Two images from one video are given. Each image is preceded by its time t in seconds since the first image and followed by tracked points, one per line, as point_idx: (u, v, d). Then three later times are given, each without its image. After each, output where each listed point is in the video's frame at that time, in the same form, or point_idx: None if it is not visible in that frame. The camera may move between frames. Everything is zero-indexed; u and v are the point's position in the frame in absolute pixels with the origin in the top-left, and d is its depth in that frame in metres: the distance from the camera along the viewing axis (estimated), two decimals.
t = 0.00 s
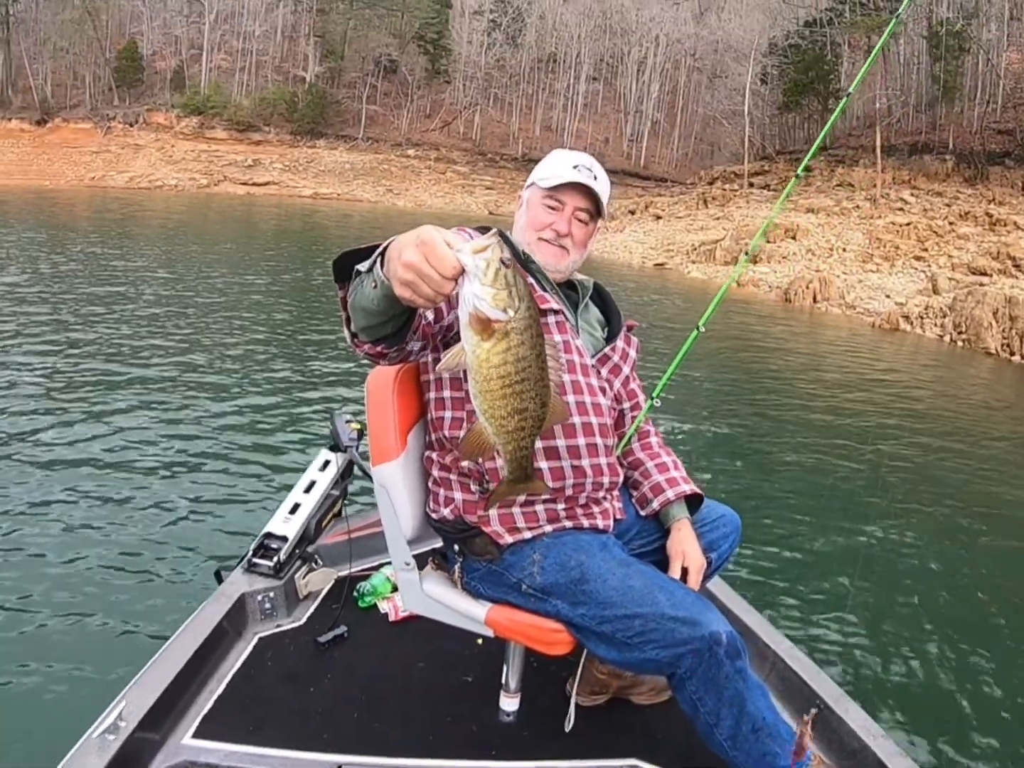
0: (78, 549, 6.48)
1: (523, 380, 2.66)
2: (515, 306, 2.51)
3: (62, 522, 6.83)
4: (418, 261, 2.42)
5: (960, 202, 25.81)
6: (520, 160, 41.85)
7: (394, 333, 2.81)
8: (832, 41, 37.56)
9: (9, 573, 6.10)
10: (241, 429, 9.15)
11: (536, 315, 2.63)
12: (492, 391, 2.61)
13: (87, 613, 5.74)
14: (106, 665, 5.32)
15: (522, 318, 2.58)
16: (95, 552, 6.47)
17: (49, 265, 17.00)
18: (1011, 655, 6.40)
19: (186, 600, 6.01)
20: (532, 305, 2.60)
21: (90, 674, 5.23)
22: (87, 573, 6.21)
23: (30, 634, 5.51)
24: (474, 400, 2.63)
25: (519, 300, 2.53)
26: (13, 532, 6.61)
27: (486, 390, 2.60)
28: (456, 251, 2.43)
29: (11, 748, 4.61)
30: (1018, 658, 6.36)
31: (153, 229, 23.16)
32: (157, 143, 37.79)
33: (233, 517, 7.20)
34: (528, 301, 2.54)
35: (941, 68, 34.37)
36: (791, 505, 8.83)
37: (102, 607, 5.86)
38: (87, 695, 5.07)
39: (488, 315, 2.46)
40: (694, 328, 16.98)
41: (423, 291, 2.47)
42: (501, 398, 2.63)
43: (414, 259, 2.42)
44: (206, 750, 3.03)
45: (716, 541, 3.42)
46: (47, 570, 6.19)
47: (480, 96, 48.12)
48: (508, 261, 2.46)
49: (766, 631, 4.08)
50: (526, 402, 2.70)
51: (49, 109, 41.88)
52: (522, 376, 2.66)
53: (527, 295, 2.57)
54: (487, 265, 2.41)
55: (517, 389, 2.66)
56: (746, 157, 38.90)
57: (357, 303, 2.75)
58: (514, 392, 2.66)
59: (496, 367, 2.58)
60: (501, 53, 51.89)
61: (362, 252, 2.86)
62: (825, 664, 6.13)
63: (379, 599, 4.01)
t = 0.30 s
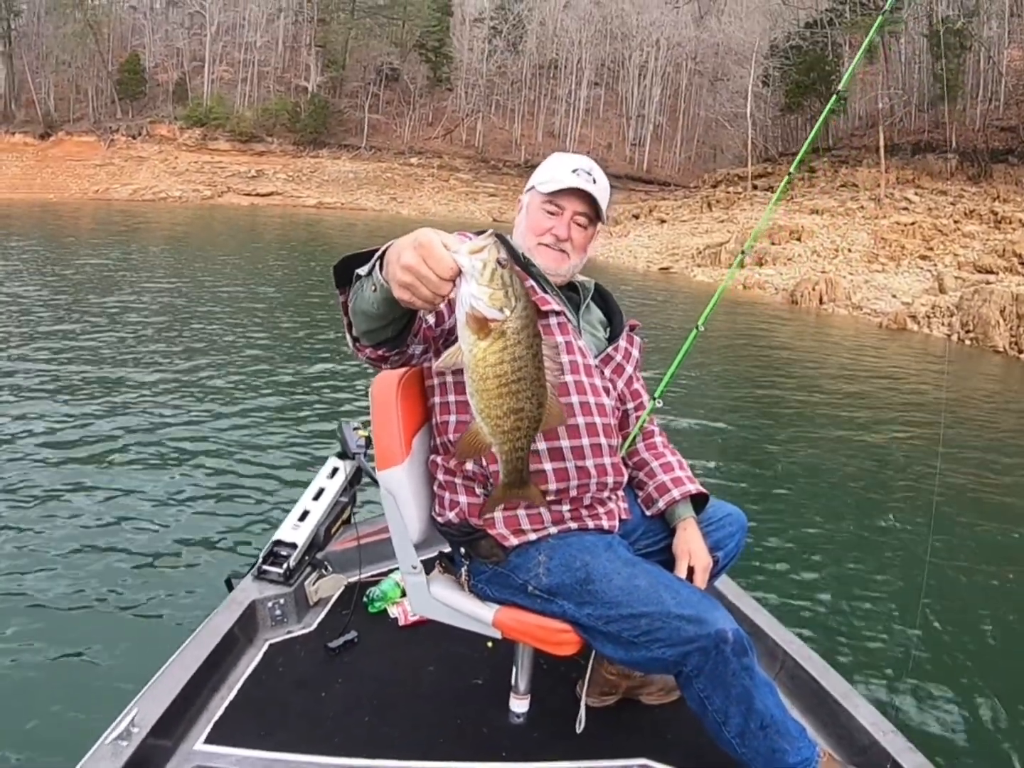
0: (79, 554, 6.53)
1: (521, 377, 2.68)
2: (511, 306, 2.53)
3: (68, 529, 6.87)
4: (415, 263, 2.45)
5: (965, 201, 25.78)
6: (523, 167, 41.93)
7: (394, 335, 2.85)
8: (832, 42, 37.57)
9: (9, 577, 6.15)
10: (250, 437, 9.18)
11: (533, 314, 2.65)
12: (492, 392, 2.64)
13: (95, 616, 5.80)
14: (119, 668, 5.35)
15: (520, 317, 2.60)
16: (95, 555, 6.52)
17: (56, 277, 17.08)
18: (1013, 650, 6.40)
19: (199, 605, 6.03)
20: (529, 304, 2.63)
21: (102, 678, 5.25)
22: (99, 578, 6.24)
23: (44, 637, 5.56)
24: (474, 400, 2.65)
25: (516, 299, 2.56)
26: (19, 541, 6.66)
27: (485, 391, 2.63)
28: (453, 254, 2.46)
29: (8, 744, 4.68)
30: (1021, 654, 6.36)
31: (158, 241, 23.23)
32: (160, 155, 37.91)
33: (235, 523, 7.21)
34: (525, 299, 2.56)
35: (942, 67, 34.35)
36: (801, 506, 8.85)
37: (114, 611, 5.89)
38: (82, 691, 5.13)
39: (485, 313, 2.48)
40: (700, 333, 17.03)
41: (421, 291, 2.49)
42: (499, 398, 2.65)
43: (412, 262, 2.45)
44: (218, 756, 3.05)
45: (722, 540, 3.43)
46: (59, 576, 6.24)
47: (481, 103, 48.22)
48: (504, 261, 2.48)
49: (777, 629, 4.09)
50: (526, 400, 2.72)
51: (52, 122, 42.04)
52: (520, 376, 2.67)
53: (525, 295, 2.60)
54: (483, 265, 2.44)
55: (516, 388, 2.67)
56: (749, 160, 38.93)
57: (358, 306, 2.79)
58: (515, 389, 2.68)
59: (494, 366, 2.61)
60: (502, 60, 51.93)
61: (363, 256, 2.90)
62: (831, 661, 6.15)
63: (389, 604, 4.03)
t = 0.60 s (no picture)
0: (85, 563, 6.56)
1: (522, 383, 2.71)
2: (511, 314, 2.56)
3: (75, 539, 6.90)
4: (415, 273, 2.48)
5: (965, 198, 25.79)
6: (522, 171, 41.98)
7: (396, 342, 2.88)
8: (829, 41, 37.60)
9: (12, 587, 6.17)
10: (255, 444, 9.21)
11: (534, 321, 2.67)
12: (494, 398, 2.66)
13: (105, 623, 5.84)
14: (129, 674, 5.39)
15: (521, 323, 2.62)
16: (99, 564, 6.56)
17: (58, 289, 17.13)
18: (1017, 646, 6.42)
19: (208, 612, 6.06)
20: (530, 311, 2.65)
21: (113, 683, 5.30)
22: (106, 587, 6.28)
23: (53, 645, 5.60)
24: (474, 407, 2.68)
25: (517, 307, 2.58)
26: (24, 551, 6.71)
27: (486, 397, 2.65)
28: (453, 263, 2.49)
29: (13, 750, 4.70)
30: None
31: (159, 250, 23.28)
32: (160, 165, 37.97)
33: (236, 530, 7.24)
34: (525, 307, 2.59)
35: (940, 64, 34.37)
36: (806, 504, 8.88)
37: (123, 618, 5.94)
38: (85, 696, 5.16)
39: (485, 323, 2.51)
40: (702, 334, 17.06)
41: (421, 300, 2.52)
42: (501, 404, 2.67)
43: (412, 271, 2.48)
44: (228, 761, 3.07)
45: (727, 539, 3.45)
46: (68, 584, 6.28)
47: (480, 108, 48.32)
48: (503, 270, 2.51)
49: (784, 627, 4.11)
50: (529, 406, 2.74)
51: (52, 134, 42.10)
52: (521, 382, 2.70)
53: (525, 304, 2.62)
54: (483, 275, 2.46)
55: (517, 394, 2.70)
56: (748, 161, 38.97)
57: (360, 314, 2.81)
58: (516, 395, 2.70)
59: (496, 373, 2.63)
60: (499, 65, 51.99)
61: (365, 266, 2.92)
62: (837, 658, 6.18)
63: (397, 608, 4.06)
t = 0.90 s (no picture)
0: (84, 570, 6.57)
1: (520, 387, 2.71)
2: (509, 319, 2.57)
3: (74, 547, 6.91)
4: (415, 278, 2.49)
5: (962, 197, 25.83)
6: (518, 177, 42.03)
7: (395, 346, 2.88)
8: (823, 42, 37.65)
9: (11, 594, 6.18)
10: (254, 451, 9.22)
11: (531, 326, 2.68)
12: (493, 403, 2.67)
13: (105, 627, 5.85)
14: (129, 676, 5.41)
15: (518, 328, 2.63)
16: (99, 570, 6.58)
17: (54, 300, 17.14)
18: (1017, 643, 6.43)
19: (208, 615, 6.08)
20: (528, 317, 2.65)
21: (113, 684, 5.32)
22: (106, 590, 6.30)
23: (52, 647, 5.62)
24: (474, 412, 2.68)
25: (515, 312, 2.59)
26: (23, 558, 6.72)
27: (485, 402, 2.66)
28: (451, 269, 2.49)
29: (12, 751, 4.72)
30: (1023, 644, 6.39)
31: (156, 261, 23.30)
32: (155, 175, 37.98)
33: (238, 536, 7.26)
34: (523, 312, 2.59)
35: (934, 63, 34.40)
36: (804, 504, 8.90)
37: (123, 621, 5.95)
38: (84, 698, 5.17)
39: (484, 328, 2.51)
40: (699, 336, 17.09)
41: (420, 304, 2.53)
42: (500, 409, 2.68)
43: (411, 276, 2.48)
44: None
45: (725, 540, 3.45)
46: (67, 589, 6.29)
47: (475, 115, 48.39)
48: (500, 274, 2.52)
49: (783, 629, 4.12)
50: (526, 410, 2.74)
51: (47, 146, 42.11)
52: (519, 387, 2.71)
53: (522, 309, 2.63)
54: (481, 280, 2.47)
55: (515, 398, 2.70)
56: (742, 165, 39.03)
57: (358, 320, 2.82)
58: (514, 400, 2.71)
59: (495, 377, 2.63)
60: (493, 71, 52.05)
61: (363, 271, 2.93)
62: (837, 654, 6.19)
63: (397, 614, 4.06)
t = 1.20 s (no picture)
0: (83, 584, 6.56)
1: (521, 397, 2.71)
2: (510, 330, 2.56)
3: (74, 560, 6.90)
4: (415, 288, 2.48)
5: (957, 200, 25.88)
6: (513, 187, 42.07)
7: (395, 357, 2.88)
8: (816, 48, 37.72)
9: (11, 609, 6.17)
10: (251, 463, 9.22)
11: (531, 336, 2.67)
12: (494, 412, 2.66)
13: (107, 641, 5.85)
14: (132, 690, 5.40)
15: (518, 339, 2.62)
16: (98, 584, 6.56)
17: (50, 314, 17.13)
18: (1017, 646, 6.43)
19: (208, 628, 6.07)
20: (528, 327, 2.65)
21: (116, 699, 5.32)
22: (107, 605, 6.30)
23: (53, 662, 5.61)
24: (475, 422, 2.68)
25: (515, 323, 2.58)
26: (22, 574, 6.71)
27: (486, 413, 2.65)
28: (453, 279, 2.49)
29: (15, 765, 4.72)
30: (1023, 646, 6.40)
31: (152, 275, 23.29)
32: (151, 189, 38.00)
33: (237, 550, 7.24)
34: (524, 322, 2.58)
35: (927, 67, 34.45)
36: (803, 510, 8.90)
37: (123, 636, 5.95)
38: (87, 712, 5.17)
39: (485, 338, 2.51)
40: (696, 344, 17.09)
41: (420, 313, 2.51)
42: (502, 419, 2.67)
43: (412, 287, 2.48)
44: None
45: (725, 549, 3.44)
46: (68, 603, 6.29)
47: (469, 125, 48.46)
48: (501, 284, 2.51)
49: (784, 636, 4.10)
50: (527, 420, 2.74)
51: (42, 161, 42.16)
52: (521, 397, 2.70)
53: (523, 320, 2.62)
54: (482, 290, 2.47)
55: (516, 409, 2.70)
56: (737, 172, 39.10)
57: (358, 329, 2.81)
58: (516, 410, 2.70)
59: (496, 387, 2.63)
60: (487, 81, 52.12)
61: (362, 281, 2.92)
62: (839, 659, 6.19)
63: (397, 626, 4.05)
